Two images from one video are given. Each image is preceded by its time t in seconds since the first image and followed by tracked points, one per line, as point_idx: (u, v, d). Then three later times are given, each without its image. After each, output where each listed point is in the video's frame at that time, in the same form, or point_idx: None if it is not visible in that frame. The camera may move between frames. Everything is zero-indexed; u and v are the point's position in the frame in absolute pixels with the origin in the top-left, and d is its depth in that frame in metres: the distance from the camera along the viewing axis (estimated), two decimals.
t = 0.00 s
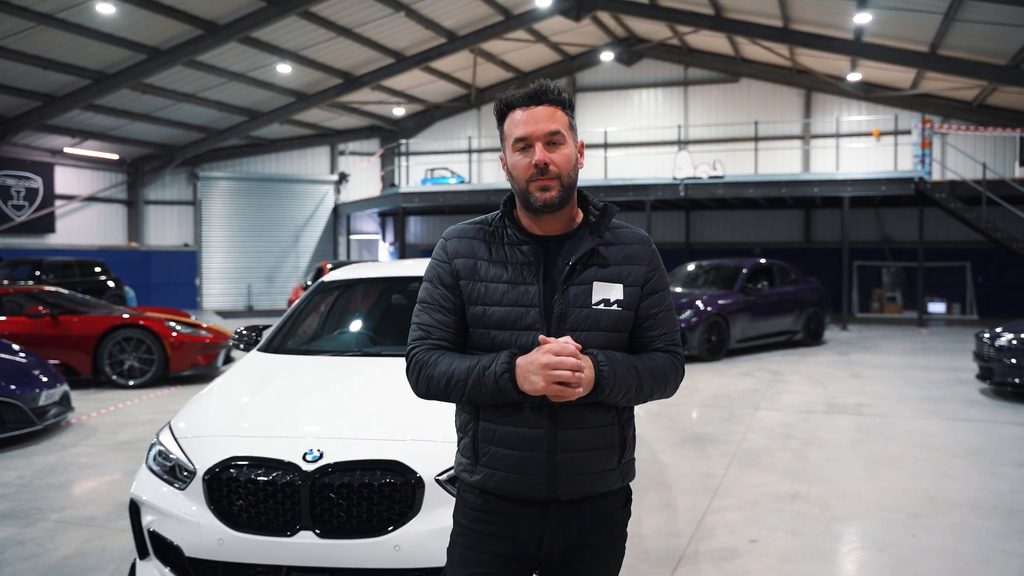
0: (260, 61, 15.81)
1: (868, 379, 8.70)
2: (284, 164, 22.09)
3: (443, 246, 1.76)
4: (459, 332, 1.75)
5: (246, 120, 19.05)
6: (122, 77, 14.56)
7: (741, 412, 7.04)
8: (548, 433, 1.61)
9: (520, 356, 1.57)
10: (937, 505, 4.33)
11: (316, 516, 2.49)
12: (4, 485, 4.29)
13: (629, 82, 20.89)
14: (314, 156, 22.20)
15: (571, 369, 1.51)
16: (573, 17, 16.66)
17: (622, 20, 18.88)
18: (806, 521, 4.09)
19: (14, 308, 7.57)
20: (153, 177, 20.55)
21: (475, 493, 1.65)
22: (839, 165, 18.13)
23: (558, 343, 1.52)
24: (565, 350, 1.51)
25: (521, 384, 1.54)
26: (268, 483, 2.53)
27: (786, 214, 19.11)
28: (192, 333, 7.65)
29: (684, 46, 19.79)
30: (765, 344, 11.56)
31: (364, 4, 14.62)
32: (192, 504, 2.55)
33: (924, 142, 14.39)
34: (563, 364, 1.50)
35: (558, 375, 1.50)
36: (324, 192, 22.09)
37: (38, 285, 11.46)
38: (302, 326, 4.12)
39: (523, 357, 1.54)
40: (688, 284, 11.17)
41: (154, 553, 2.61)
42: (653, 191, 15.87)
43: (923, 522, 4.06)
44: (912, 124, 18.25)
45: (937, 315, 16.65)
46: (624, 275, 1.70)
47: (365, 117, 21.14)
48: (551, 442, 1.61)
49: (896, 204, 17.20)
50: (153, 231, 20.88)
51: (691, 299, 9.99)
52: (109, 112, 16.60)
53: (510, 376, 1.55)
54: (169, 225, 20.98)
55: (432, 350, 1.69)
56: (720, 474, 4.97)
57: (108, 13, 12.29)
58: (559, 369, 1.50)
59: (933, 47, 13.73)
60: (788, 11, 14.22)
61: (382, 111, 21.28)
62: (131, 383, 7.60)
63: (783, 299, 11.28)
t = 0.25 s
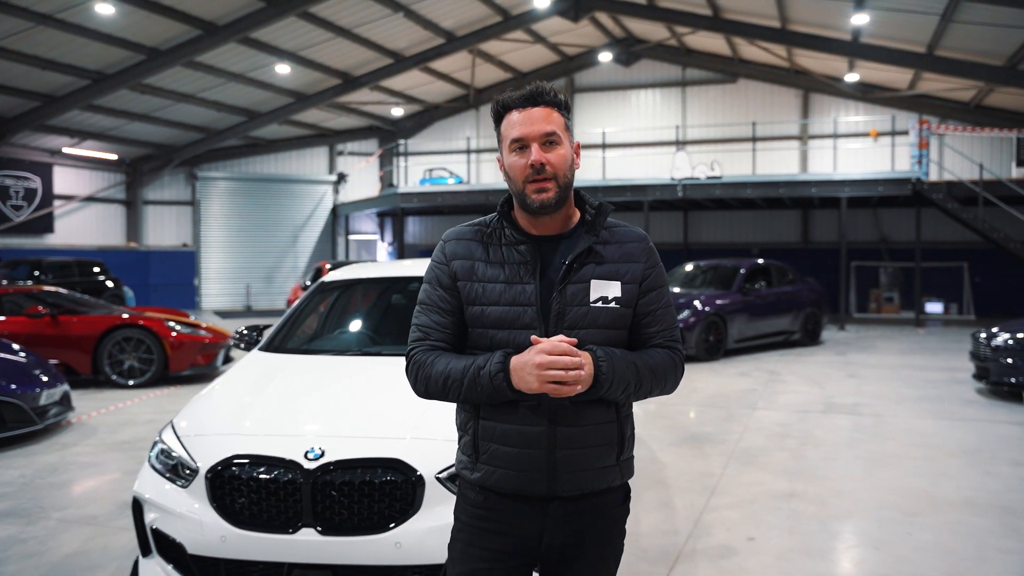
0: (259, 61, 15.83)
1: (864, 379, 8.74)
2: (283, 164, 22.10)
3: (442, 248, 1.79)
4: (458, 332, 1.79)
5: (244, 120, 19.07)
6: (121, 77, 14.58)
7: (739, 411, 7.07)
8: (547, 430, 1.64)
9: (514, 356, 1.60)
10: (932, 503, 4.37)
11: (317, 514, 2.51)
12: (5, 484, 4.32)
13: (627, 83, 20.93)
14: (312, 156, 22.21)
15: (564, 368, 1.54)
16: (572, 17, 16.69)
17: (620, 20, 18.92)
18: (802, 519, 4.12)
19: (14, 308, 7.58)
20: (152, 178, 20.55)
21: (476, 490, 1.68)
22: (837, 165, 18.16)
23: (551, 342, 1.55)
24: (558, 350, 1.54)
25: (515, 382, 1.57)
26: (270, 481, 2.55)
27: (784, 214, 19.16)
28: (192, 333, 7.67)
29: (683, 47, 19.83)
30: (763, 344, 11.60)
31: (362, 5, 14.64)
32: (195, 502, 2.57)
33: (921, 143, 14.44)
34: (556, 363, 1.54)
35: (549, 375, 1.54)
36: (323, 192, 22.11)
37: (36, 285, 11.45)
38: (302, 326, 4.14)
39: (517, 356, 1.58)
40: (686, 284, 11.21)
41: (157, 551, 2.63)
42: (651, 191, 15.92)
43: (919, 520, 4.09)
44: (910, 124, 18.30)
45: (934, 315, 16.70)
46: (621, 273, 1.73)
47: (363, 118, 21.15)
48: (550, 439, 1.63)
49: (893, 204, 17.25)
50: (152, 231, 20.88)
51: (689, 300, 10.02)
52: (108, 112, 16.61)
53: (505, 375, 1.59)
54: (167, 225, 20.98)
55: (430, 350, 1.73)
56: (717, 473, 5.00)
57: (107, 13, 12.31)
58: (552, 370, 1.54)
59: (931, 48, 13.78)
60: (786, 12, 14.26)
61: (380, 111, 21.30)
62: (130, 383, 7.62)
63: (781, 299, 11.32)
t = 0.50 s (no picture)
0: (259, 63, 15.87)
1: (862, 379, 8.79)
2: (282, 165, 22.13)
3: (442, 251, 1.84)
4: (458, 331, 1.84)
5: (244, 121, 19.10)
6: (121, 79, 14.61)
7: (737, 411, 7.11)
8: (548, 425, 1.67)
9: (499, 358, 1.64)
10: (928, 502, 4.41)
11: (321, 512, 2.55)
12: (10, 483, 4.35)
13: (626, 84, 20.99)
14: (312, 157, 22.25)
15: (544, 368, 1.56)
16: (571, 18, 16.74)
17: (619, 21, 18.97)
18: (800, 517, 4.16)
19: (16, 308, 7.61)
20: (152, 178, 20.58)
21: (478, 485, 1.73)
22: (835, 166, 18.20)
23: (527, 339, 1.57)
24: (532, 347, 1.56)
25: (501, 383, 1.60)
26: (275, 479, 2.59)
27: (782, 215, 19.21)
28: (193, 333, 7.71)
29: (682, 48, 19.88)
30: (761, 344, 11.64)
31: (362, 6, 14.68)
32: (201, 499, 2.61)
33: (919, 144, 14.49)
34: (533, 362, 1.55)
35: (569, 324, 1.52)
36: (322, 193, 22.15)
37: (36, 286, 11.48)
38: (304, 327, 4.17)
39: (502, 357, 1.61)
40: (685, 284, 11.27)
41: (163, 548, 2.67)
42: (650, 192, 15.96)
43: (915, 518, 4.13)
44: (908, 125, 18.35)
45: (932, 316, 16.76)
46: (620, 269, 1.77)
47: (362, 119, 21.19)
48: (552, 434, 1.67)
49: (891, 205, 17.31)
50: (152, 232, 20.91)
51: (687, 300, 10.06)
52: (108, 113, 16.65)
53: (490, 376, 1.62)
54: (167, 226, 21.01)
55: (429, 351, 1.78)
56: (716, 472, 5.04)
57: (108, 15, 12.34)
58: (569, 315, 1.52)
59: (929, 49, 13.84)
60: (784, 13, 14.32)
61: (379, 112, 21.33)
62: (132, 383, 7.66)
63: (779, 300, 11.37)
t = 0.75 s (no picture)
0: (260, 63, 15.92)
1: (860, 378, 8.84)
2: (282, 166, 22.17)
3: (445, 252, 1.90)
4: (460, 329, 1.89)
5: (244, 121, 19.14)
6: (122, 79, 14.65)
7: (736, 410, 7.15)
8: (549, 419, 1.72)
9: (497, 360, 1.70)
10: (925, 498, 4.46)
11: (328, 506, 2.59)
12: (17, 480, 4.40)
13: (625, 85, 21.05)
14: (312, 157, 22.30)
15: (538, 372, 1.61)
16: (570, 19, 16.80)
17: (618, 22, 19.02)
18: (798, 514, 4.21)
19: (19, 308, 7.65)
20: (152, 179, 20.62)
21: (483, 478, 1.77)
22: (834, 167, 18.25)
23: (521, 344, 1.63)
24: (526, 353, 1.61)
25: (498, 385, 1.66)
26: (283, 474, 2.64)
27: (781, 215, 19.27)
28: (195, 332, 7.75)
29: (681, 49, 19.93)
30: (760, 344, 11.69)
31: (363, 7, 14.72)
32: (209, 494, 2.66)
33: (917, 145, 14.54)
34: (527, 367, 1.61)
35: (580, 263, 1.58)
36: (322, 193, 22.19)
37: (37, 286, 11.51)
38: (308, 325, 4.22)
39: (498, 359, 1.66)
40: (684, 284, 11.32)
41: (172, 542, 2.72)
42: (649, 193, 16.01)
43: (912, 514, 4.19)
44: (906, 126, 18.42)
45: (930, 316, 16.81)
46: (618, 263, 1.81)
47: (362, 119, 21.23)
48: (553, 427, 1.72)
49: (889, 206, 17.37)
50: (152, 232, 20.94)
51: (686, 300, 10.12)
52: (109, 114, 16.68)
53: (487, 378, 1.68)
54: (167, 227, 21.05)
55: (433, 351, 1.85)
56: (715, 470, 5.09)
57: (110, 16, 12.38)
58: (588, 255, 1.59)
59: (927, 50, 13.90)
60: (783, 14, 14.37)
61: (379, 112, 21.36)
62: (135, 383, 7.70)
63: (778, 300, 11.43)
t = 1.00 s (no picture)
0: (260, 64, 15.96)
1: (858, 377, 8.90)
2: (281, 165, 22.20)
3: (442, 254, 1.95)
4: (459, 330, 1.95)
5: (243, 121, 19.18)
6: (122, 79, 14.69)
7: (735, 409, 7.20)
8: (543, 416, 1.76)
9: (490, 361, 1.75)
10: (921, 495, 4.51)
11: (334, 502, 2.63)
12: (22, 477, 4.44)
13: (624, 85, 21.10)
14: (311, 157, 22.34)
15: (527, 373, 1.66)
16: (570, 20, 16.87)
17: (617, 23, 19.08)
18: (795, 510, 4.26)
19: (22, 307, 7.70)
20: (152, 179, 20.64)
21: (480, 473, 1.82)
22: (832, 167, 18.30)
23: (513, 347, 1.67)
24: (517, 355, 1.65)
25: (490, 385, 1.71)
26: (290, 470, 2.68)
27: (780, 215, 19.33)
28: (197, 332, 7.80)
29: (679, 50, 19.99)
30: (758, 343, 11.74)
31: (363, 8, 14.76)
32: (216, 489, 2.70)
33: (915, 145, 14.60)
34: (518, 369, 1.65)
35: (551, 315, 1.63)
36: (321, 193, 22.22)
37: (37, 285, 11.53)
38: (312, 323, 4.26)
39: (491, 361, 1.71)
40: (683, 284, 11.38)
41: (180, 537, 2.76)
42: (648, 193, 16.06)
43: (908, 511, 4.24)
44: (904, 127, 18.48)
45: (927, 315, 16.87)
46: (610, 264, 1.84)
47: (362, 119, 21.27)
48: (547, 425, 1.75)
49: (887, 206, 17.44)
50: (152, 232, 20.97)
51: (685, 300, 10.17)
52: (109, 114, 16.70)
53: (482, 379, 1.73)
54: (167, 227, 21.06)
55: (433, 351, 1.91)
56: (713, 467, 5.14)
57: (111, 16, 12.41)
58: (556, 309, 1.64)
59: (924, 52, 13.98)
60: (782, 15, 14.43)
61: (379, 112, 21.40)
62: (137, 382, 7.73)
63: (776, 300, 11.48)
